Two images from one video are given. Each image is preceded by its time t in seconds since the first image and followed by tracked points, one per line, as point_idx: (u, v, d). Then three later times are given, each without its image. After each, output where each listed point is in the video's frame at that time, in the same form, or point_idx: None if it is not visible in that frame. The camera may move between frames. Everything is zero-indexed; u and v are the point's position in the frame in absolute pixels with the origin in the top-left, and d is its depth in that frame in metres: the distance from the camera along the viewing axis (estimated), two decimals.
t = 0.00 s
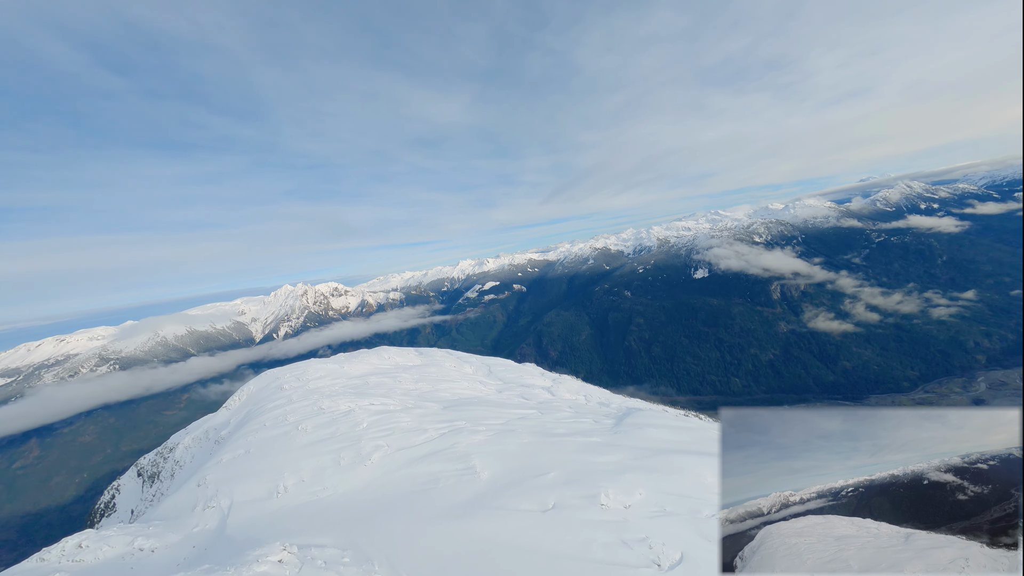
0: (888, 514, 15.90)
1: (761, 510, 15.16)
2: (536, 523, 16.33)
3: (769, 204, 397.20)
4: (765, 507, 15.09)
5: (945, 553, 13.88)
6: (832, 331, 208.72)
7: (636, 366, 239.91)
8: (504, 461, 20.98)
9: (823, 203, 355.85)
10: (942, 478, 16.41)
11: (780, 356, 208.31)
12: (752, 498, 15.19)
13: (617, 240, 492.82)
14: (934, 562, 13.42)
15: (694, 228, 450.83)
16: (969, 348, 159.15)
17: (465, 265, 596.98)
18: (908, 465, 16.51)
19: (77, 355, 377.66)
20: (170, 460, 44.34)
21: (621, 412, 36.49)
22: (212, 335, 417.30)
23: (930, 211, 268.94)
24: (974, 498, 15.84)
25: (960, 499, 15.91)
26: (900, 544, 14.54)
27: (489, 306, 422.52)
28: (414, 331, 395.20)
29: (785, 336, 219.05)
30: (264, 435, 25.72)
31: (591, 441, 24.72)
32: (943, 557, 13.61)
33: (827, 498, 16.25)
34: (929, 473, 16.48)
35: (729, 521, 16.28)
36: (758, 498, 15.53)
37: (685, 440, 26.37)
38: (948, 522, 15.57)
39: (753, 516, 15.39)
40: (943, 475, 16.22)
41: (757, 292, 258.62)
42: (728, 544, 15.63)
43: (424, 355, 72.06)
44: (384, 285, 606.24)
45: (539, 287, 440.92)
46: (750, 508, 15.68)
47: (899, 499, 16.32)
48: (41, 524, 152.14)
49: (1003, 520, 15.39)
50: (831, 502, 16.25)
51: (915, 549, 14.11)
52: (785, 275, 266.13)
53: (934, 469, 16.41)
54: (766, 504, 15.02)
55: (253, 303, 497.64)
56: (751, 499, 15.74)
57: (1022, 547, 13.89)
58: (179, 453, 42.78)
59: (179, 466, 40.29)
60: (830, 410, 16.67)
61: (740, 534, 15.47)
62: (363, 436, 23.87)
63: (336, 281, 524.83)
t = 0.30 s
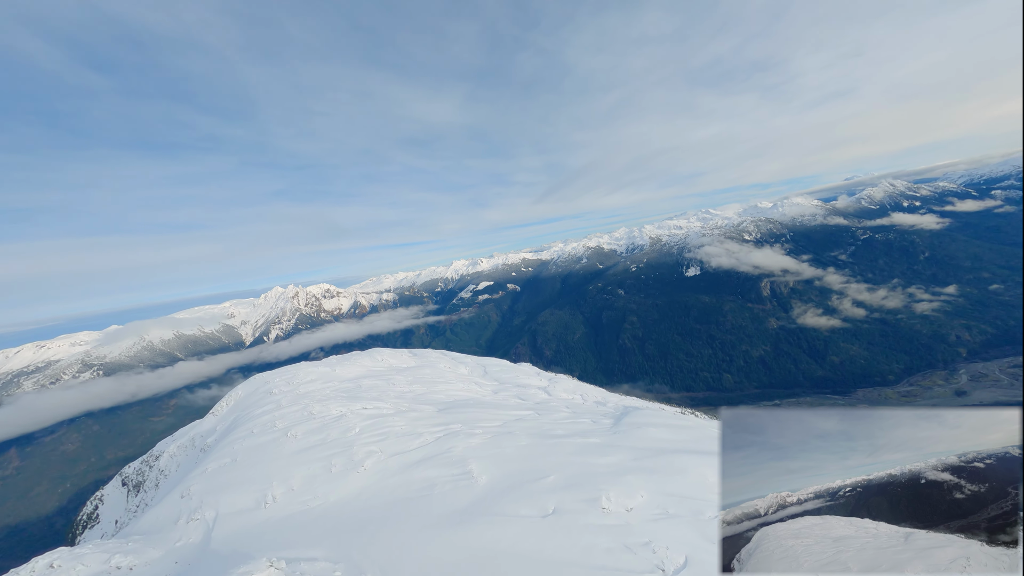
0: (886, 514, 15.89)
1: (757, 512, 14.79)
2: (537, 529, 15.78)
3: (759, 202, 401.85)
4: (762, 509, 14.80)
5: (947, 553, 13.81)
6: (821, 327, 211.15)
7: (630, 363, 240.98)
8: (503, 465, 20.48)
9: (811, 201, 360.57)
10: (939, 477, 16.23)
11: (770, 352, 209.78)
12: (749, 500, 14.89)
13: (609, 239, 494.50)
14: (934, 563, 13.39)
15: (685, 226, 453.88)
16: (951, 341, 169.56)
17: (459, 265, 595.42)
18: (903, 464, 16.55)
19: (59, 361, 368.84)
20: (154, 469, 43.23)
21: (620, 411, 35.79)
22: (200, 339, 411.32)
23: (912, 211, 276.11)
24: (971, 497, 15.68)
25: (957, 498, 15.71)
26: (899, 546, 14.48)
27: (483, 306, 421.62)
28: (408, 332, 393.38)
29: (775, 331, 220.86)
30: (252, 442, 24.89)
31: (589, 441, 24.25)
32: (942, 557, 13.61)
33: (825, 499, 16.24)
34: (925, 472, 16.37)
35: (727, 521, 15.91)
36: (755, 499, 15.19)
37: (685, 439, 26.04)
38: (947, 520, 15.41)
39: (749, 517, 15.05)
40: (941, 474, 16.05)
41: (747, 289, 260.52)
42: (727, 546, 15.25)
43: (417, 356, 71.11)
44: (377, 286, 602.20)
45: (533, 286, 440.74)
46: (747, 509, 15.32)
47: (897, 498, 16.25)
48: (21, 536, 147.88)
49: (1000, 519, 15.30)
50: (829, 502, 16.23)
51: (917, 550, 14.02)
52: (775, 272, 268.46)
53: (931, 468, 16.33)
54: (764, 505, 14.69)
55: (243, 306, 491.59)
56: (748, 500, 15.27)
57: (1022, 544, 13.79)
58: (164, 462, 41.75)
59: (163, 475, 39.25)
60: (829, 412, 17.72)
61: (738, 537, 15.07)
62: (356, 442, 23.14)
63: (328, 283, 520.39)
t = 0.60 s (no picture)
0: (885, 511, 17.69)
1: (756, 513, 16.27)
2: (536, 536, 15.22)
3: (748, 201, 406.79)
4: (759, 510, 16.29)
5: (949, 554, 15.15)
6: (809, 322, 213.69)
7: (624, 361, 241.72)
8: (499, 470, 19.82)
9: (798, 199, 365.65)
10: (937, 476, 18.10)
11: (761, 348, 211.64)
12: (746, 501, 16.53)
13: (602, 238, 495.93)
14: (935, 563, 14.67)
15: (676, 225, 457.01)
16: (933, 335, 173.89)
17: (453, 266, 593.71)
18: (902, 465, 18.62)
19: (38, 367, 358.48)
20: (138, 479, 42.10)
21: (620, 411, 35.38)
22: (188, 343, 404.81)
23: (895, 208, 281.51)
24: (968, 496, 17.36)
25: (955, 497, 17.41)
26: (897, 544, 16.01)
27: (477, 306, 420.80)
28: (402, 333, 391.62)
29: (766, 327, 222.83)
30: (238, 451, 24.01)
31: (589, 442, 23.81)
32: (943, 558, 14.96)
33: (823, 498, 18.27)
34: (924, 471, 18.30)
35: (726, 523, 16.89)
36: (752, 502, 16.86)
37: (686, 438, 25.72)
38: (944, 520, 16.92)
39: (748, 520, 16.37)
40: (937, 473, 17.96)
41: (738, 286, 262.80)
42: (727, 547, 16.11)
43: (412, 357, 70.50)
44: (369, 287, 597.54)
45: (527, 286, 440.39)
46: (746, 512, 16.75)
47: (896, 497, 18.08)
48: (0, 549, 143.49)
49: (997, 517, 16.76)
50: (829, 502, 18.20)
51: (918, 551, 15.35)
52: (764, 269, 271.15)
53: (928, 468, 18.35)
54: (761, 507, 16.31)
55: (232, 309, 484.75)
56: (748, 502, 16.79)
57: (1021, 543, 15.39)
58: (147, 471, 40.59)
59: (146, 485, 38.12)
60: (826, 412, 21.48)
61: (736, 538, 15.89)
62: (348, 448, 22.44)
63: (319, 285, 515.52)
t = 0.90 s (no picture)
0: (884, 511, 18.34)
1: (753, 515, 16.55)
2: (538, 542, 14.70)
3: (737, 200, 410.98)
4: (755, 511, 16.60)
5: (949, 554, 15.80)
6: (798, 318, 216.03)
7: (618, 360, 242.47)
8: (497, 475, 19.22)
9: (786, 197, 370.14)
10: (935, 475, 19.36)
11: (751, 344, 213.46)
12: (744, 503, 16.97)
13: (595, 236, 496.66)
14: (936, 563, 15.30)
15: (668, 223, 459.79)
16: (915, 329, 177.79)
17: (446, 266, 591.25)
18: (900, 463, 19.85)
19: (18, 374, 348.89)
20: (120, 491, 40.82)
21: (618, 410, 34.89)
22: (175, 348, 397.79)
23: (879, 206, 286.29)
24: (965, 494, 18.52)
25: (952, 496, 18.57)
26: (897, 544, 16.51)
27: (471, 306, 419.60)
28: (395, 334, 389.27)
29: (756, 324, 224.88)
30: (224, 461, 23.19)
31: (588, 443, 23.35)
32: (945, 558, 15.58)
33: (821, 498, 18.93)
34: (921, 470, 19.51)
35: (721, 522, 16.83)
36: (748, 503, 17.19)
37: (685, 437, 25.10)
38: (942, 518, 17.91)
39: (745, 521, 16.55)
40: (935, 472, 19.22)
41: (728, 284, 265.02)
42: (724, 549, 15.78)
43: (405, 359, 69.71)
44: (362, 288, 593.11)
45: (521, 285, 440.10)
46: (742, 513, 16.88)
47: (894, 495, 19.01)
48: None
49: (994, 515, 17.86)
50: (826, 502, 18.84)
51: (919, 551, 15.93)
52: (754, 266, 273.53)
53: (926, 466, 19.64)
54: (757, 509, 16.69)
55: (221, 312, 478.11)
56: (744, 505, 17.10)
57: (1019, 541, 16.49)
58: (129, 482, 39.33)
59: (128, 497, 36.87)
60: (824, 412, 22.70)
61: (733, 540, 15.62)
62: (341, 455, 21.82)
63: (310, 286, 510.12)
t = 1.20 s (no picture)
0: (881, 511, 18.05)
1: (751, 517, 16.03)
2: (539, 549, 14.10)
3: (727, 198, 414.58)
4: (753, 514, 16.05)
5: (952, 555, 15.77)
6: (787, 314, 218.09)
7: (612, 357, 243.12)
8: (494, 479, 18.62)
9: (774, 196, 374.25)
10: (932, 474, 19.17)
11: (742, 340, 215.12)
12: (741, 504, 16.53)
13: (588, 235, 497.91)
14: (937, 564, 15.31)
15: (660, 222, 462.30)
16: (900, 323, 180.26)
17: (439, 266, 588.63)
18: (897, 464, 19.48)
19: None
20: (102, 502, 39.55)
21: (616, 408, 34.53)
22: (161, 353, 390.56)
23: (863, 203, 290.79)
24: (963, 493, 18.42)
25: (951, 494, 18.35)
26: (898, 544, 16.30)
27: (465, 306, 418.20)
28: (389, 335, 387.00)
29: (747, 320, 226.60)
30: (211, 471, 22.36)
31: (587, 445, 22.74)
32: (946, 558, 15.57)
33: (818, 498, 18.45)
34: (919, 470, 19.22)
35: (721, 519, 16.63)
36: (744, 505, 16.71)
37: (683, 436, 24.69)
38: (940, 517, 17.77)
39: (743, 523, 16.04)
40: (932, 471, 19.01)
41: (719, 281, 267.06)
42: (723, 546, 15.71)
43: (398, 360, 68.80)
44: (355, 289, 588.33)
45: (515, 285, 439.65)
46: (739, 515, 16.45)
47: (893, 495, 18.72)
48: None
49: (992, 513, 17.74)
50: (824, 502, 18.40)
51: (918, 551, 15.78)
52: (744, 264, 275.78)
53: (922, 466, 19.36)
54: (755, 510, 16.14)
55: (210, 316, 471.02)
56: (741, 506, 16.67)
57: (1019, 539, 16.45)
58: (111, 493, 38.08)
59: (110, 508, 35.69)
60: (821, 412, 22.36)
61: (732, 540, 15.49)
62: (332, 462, 21.14)
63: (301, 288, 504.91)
